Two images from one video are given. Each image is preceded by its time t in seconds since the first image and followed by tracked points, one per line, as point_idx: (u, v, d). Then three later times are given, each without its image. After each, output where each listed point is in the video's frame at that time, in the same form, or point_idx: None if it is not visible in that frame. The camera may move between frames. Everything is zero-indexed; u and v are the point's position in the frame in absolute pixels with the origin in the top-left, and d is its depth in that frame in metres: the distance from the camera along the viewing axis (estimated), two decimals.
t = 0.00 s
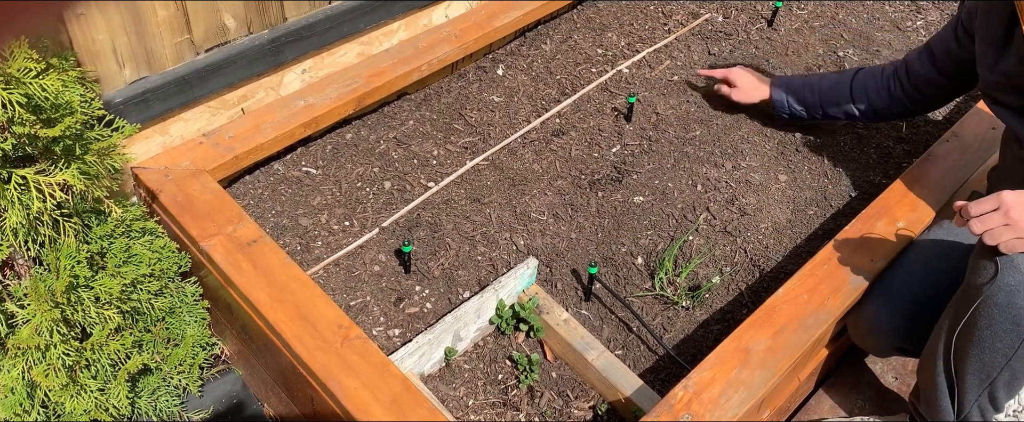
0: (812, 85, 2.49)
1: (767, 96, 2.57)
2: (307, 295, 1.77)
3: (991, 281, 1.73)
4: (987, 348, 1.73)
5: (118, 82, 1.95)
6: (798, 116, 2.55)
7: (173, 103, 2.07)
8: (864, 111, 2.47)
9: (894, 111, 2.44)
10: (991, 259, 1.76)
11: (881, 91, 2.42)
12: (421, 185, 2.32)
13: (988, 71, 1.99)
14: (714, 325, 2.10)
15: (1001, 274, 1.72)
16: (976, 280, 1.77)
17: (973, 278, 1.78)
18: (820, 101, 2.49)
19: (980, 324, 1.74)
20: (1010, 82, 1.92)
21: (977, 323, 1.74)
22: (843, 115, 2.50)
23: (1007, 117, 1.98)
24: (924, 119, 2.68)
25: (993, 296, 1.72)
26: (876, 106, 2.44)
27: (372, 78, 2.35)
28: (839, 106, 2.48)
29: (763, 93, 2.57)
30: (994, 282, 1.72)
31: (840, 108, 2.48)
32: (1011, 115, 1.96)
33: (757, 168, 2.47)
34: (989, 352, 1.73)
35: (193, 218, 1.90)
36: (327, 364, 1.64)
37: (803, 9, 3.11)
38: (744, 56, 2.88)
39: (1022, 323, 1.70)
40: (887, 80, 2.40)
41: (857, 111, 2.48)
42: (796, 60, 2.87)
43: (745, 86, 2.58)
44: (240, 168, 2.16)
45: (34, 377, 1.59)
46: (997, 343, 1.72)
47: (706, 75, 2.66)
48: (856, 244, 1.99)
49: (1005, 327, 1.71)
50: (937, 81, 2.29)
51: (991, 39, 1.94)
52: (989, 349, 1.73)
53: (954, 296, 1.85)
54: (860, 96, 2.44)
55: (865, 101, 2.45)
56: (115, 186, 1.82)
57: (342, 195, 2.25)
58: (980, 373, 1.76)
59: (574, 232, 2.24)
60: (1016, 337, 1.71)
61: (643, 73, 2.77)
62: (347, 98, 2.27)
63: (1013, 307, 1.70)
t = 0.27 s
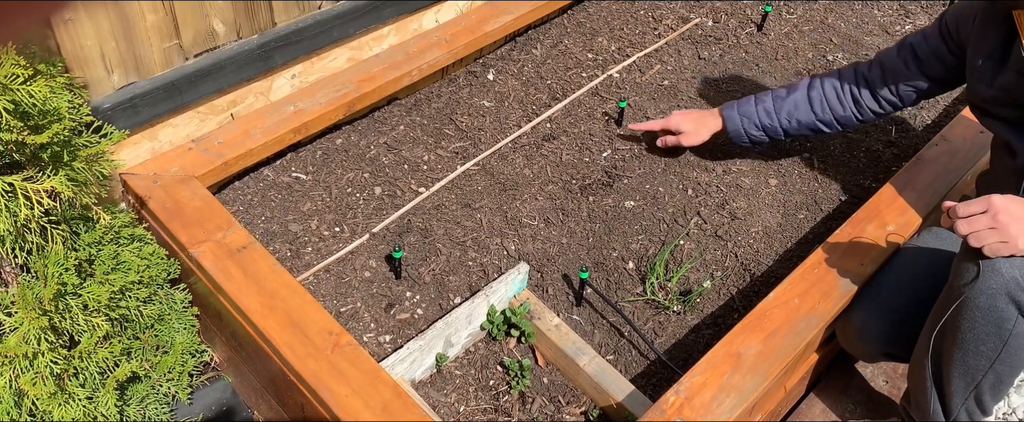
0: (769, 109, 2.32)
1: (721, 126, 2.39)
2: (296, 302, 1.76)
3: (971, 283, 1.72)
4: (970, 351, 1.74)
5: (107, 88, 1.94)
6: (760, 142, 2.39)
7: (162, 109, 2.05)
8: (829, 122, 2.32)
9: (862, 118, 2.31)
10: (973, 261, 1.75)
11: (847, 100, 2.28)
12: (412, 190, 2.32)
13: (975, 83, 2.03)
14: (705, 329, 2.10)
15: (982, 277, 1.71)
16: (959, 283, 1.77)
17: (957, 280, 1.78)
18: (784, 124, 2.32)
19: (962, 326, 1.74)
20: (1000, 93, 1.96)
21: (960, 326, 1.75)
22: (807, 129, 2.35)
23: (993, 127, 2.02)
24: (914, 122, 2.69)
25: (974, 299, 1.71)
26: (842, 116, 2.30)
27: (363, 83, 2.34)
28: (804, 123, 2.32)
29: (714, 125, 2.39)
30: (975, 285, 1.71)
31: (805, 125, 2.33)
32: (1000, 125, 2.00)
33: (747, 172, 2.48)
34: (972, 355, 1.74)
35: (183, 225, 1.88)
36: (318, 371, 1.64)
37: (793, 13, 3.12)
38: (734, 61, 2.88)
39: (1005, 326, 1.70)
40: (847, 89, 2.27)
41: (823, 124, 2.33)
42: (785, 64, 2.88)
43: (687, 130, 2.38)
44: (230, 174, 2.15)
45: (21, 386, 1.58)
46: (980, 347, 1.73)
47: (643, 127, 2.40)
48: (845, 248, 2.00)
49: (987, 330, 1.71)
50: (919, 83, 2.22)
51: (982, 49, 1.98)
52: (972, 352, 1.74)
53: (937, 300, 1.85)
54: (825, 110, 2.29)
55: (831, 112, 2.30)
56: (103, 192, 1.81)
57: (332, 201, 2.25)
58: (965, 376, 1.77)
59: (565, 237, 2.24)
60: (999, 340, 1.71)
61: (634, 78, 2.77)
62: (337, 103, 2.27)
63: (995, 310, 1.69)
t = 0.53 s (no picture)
0: (807, 61, 2.54)
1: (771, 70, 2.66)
2: (290, 304, 1.76)
3: (959, 282, 1.73)
4: (959, 351, 1.74)
5: (100, 91, 1.93)
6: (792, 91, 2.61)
7: (157, 111, 2.03)
8: (852, 85, 2.50)
9: (881, 88, 2.47)
10: (959, 260, 1.74)
11: (869, 67, 2.44)
12: (407, 193, 2.31)
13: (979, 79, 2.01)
14: (700, 331, 2.10)
15: (969, 276, 1.71)
16: (947, 282, 1.76)
17: (943, 279, 1.78)
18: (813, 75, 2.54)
19: (950, 326, 1.74)
20: (999, 92, 1.94)
21: (949, 326, 1.74)
22: (835, 87, 2.54)
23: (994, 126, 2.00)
24: (909, 124, 2.70)
25: (960, 298, 1.72)
26: (865, 81, 2.46)
27: (357, 85, 2.34)
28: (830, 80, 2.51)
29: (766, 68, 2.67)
30: (962, 284, 1.72)
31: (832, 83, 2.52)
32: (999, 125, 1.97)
33: (742, 174, 2.48)
34: (961, 354, 1.74)
35: (177, 228, 1.88)
36: (313, 374, 1.63)
37: (787, 16, 3.13)
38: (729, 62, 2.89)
39: (992, 325, 1.70)
40: (874, 56, 2.43)
41: (847, 86, 2.51)
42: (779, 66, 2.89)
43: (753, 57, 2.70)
44: (225, 176, 2.14)
45: (14, 389, 1.57)
46: (969, 347, 1.73)
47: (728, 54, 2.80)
48: (840, 250, 2.00)
49: (974, 330, 1.71)
50: (926, 65, 2.32)
51: (986, 45, 1.96)
52: (961, 352, 1.74)
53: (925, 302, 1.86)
54: (850, 71, 2.47)
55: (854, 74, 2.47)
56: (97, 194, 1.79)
57: (327, 203, 2.24)
58: (954, 376, 1.77)
59: (560, 239, 2.24)
60: (987, 340, 1.71)
61: (629, 80, 2.78)
62: (332, 105, 2.26)
63: (982, 309, 1.70)
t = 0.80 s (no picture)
0: (833, 41, 2.53)
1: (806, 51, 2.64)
2: (287, 306, 1.76)
3: (944, 279, 1.75)
4: (947, 349, 1.74)
5: (97, 92, 1.93)
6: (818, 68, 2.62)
7: (154, 114, 2.02)
8: (871, 67, 2.49)
9: (898, 72, 2.44)
10: (946, 258, 1.76)
11: (887, 53, 2.41)
12: (404, 194, 2.31)
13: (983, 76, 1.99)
14: (697, 332, 2.10)
15: (954, 273, 1.73)
16: (932, 280, 1.79)
17: (929, 276, 1.80)
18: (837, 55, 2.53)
19: (937, 324, 1.75)
20: (1000, 90, 1.92)
21: (936, 323, 1.76)
22: (856, 68, 2.53)
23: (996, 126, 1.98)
24: (906, 125, 2.71)
25: (945, 295, 1.73)
26: (883, 66, 2.45)
27: (355, 87, 2.34)
28: (849, 62, 2.50)
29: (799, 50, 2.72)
30: (946, 281, 1.74)
31: (851, 65, 2.52)
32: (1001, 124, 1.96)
33: (739, 175, 2.49)
34: (949, 353, 1.74)
35: (174, 230, 1.88)
36: (310, 376, 1.63)
37: (784, 17, 3.14)
38: (726, 63, 2.89)
39: (978, 323, 1.71)
40: (893, 41, 2.40)
41: (867, 68, 2.50)
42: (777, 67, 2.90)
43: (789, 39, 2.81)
44: (222, 178, 2.14)
45: (11, 392, 1.57)
46: (956, 345, 1.73)
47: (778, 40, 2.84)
48: (837, 250, 2.01)
49: (960, 328, 1.72)
50: (936, 54, 2.28)
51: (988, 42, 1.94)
52: (948, 350, 1.74)
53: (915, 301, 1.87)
54: (869, 55, 2.46)
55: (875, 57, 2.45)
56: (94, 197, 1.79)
57: (324, 204, 2.24)
58: (944, 375, 1.77)
59: (557, 240, 2.24)
60: (973, 338, 1.71)
61: (626, 81, 2.78)
62: (329, 107, 2.26)
63: (967, 307, 1.71)
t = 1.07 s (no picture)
0: (823, 50, 2.60)
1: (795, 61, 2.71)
2: (286, 307, 1.76)
3: (952, 287, 1.73)
4: (953, 355, 1.74)
5: (95, 94, 1.93)
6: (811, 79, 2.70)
7: (151, 115, 2.03)
8: (863, 74, 2.53)
9: (889, 78, 2.49)
10: (954, 264, 1.75)
11: (878, 59, 2.46)
12: (402, 195, 2.31)
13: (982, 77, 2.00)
14: (696, 332, 2.10)
15: (963, 280, 1.72)
16: (940, 286, 1.78)
17: (937, 282, 1.79)
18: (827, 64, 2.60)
19: (944, 330, 1.75)
20: (1000, 90, 1.92)
21: (943, 330, 1.75)
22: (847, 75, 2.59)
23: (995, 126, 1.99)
24: (903, 125, 2.71)
25: (955, 302, 1.72)
26: (875, 73, 2.50)
27: (352, 88, 2.34)
28: (839, 69, 2.57)
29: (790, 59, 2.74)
30: (955, 289, 1.73)
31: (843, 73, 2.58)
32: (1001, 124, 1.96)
33: (737, 175, 2.49)
34: (956, 359, 1.74)
35: (172, 232, 1.87)
36: (308, 377, 1.63)
37: (782, 17, 3.14)
38: (724, 64, 2.90)
39: (986, 330, 1.70)
40: (882, 49, 2.45)
41: (858, 75, 2.55)
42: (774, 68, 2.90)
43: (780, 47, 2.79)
44: (220, 180, 2.14)
45: (8, 394, 1.58)
46: (963, 351, 1.73)
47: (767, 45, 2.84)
48: (835, 251, 2.01)
49: (969, 335, 1.71)
50: (931, 59, 2.31)
51: (988, 42, 1.95)
52: (954, 356, 1.74)
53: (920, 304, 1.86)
54: (860, 62, 2.51)
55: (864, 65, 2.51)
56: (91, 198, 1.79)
57: (322, 206, 2.24)
58: (949, 379, 1.78)
59: (555, 241, 2.25)
60: (981, 345, 1.71)
61: (623, 82, 2.78)
62: (327, 108, 2.26)
63: (975, 314, 1.70)
